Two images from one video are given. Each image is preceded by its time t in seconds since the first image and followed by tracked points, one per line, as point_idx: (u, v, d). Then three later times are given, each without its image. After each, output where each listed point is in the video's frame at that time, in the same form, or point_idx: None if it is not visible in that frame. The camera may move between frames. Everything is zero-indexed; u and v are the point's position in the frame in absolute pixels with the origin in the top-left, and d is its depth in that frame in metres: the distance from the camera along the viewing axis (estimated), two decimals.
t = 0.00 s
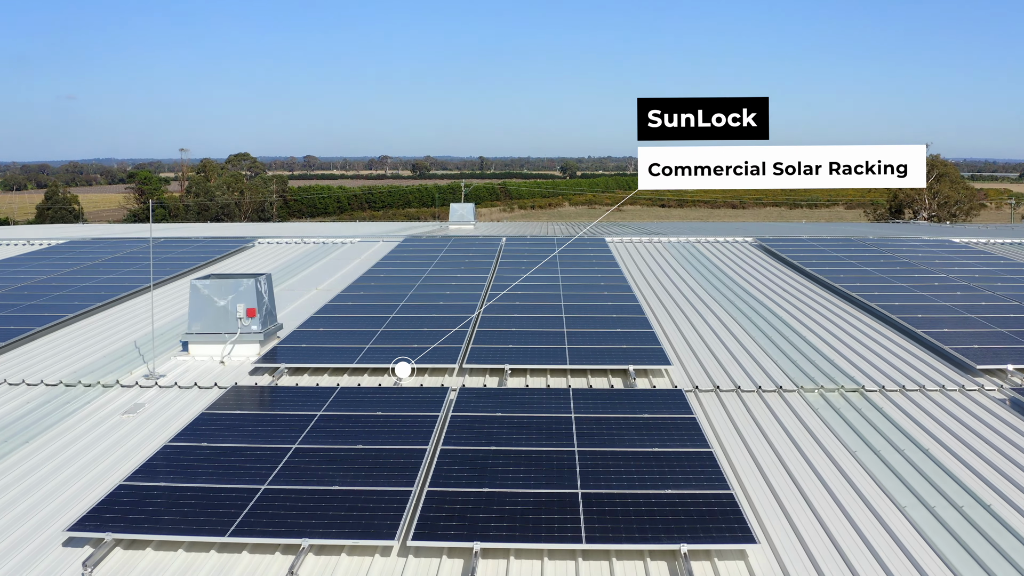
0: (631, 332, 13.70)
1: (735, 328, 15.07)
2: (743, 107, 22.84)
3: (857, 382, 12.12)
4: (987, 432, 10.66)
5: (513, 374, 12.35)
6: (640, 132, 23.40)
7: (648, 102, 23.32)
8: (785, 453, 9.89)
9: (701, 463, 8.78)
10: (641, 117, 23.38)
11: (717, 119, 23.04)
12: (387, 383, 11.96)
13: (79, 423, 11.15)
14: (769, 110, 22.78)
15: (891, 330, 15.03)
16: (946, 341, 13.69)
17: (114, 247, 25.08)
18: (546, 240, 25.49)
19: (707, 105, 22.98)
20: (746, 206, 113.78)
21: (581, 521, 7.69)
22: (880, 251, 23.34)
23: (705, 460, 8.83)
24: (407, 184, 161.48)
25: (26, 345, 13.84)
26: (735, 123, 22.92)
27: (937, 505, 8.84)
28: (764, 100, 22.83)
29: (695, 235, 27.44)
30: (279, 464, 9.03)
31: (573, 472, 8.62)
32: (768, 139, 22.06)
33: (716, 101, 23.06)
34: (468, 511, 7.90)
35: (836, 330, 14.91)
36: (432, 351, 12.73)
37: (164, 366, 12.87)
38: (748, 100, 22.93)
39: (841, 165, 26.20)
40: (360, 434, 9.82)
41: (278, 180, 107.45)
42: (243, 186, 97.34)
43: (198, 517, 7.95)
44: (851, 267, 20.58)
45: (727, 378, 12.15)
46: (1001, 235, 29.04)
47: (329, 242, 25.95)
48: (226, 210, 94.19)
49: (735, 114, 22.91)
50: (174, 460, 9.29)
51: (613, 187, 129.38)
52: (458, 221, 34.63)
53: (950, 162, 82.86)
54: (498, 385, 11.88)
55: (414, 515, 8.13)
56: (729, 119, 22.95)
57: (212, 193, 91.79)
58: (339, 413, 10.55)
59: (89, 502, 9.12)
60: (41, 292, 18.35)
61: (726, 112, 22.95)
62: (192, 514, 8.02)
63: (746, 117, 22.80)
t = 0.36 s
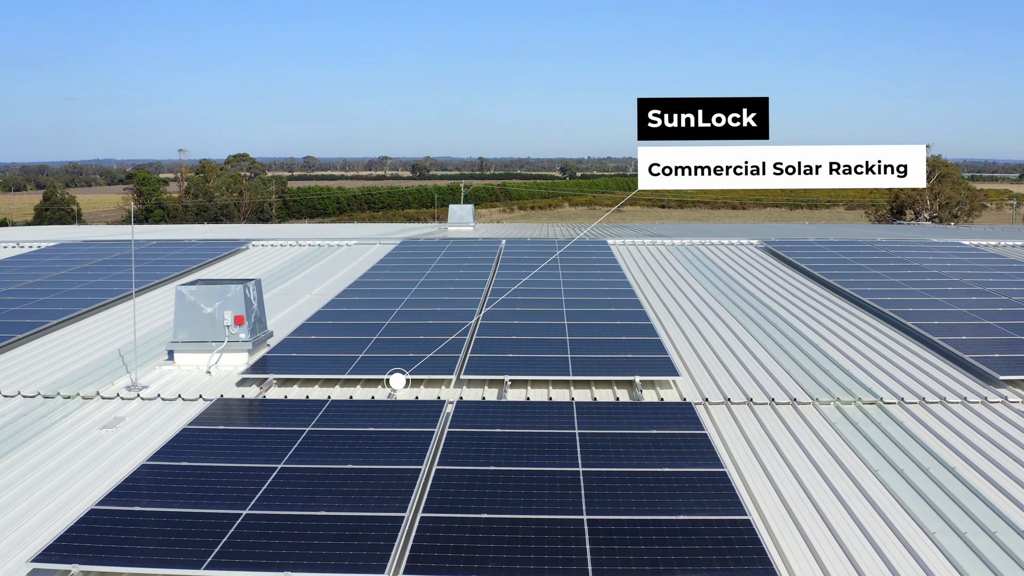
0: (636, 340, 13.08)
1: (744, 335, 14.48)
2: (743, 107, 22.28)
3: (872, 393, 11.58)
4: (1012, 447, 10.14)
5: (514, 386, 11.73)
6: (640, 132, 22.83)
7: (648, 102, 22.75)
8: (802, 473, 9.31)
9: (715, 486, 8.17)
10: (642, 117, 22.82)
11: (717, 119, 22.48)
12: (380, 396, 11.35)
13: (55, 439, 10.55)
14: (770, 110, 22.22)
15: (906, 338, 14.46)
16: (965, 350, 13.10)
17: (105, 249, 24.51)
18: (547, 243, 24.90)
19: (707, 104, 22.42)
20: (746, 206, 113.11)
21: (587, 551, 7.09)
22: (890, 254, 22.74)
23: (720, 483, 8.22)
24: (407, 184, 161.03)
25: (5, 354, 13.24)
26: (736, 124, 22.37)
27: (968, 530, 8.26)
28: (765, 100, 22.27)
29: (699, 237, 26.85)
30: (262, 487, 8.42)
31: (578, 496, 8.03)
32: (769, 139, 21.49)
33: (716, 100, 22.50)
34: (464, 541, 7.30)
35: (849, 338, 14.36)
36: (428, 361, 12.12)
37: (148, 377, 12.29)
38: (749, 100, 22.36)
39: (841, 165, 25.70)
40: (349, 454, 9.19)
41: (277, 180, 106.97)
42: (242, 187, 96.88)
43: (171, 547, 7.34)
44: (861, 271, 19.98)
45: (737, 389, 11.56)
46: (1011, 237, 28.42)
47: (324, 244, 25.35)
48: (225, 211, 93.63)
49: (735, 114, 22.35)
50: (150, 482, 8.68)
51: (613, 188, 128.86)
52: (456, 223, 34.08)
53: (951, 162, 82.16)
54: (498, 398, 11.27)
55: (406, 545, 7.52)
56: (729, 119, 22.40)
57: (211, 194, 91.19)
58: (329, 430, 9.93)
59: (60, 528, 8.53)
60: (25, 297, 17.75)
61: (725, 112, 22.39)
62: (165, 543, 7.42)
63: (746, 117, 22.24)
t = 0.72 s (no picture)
0: (641, 348, 12.46)
1: (752, 342, 13.91)
2: (743, 107, 21.72)
3: (892, 405, 11.01)
4: None
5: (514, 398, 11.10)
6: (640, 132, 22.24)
7: (648, 102, 22.17)
8: (823, 496, 8.76)
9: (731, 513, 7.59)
10: (642, 117, 22.24)
11: (717, 119, 21.90)
12: (373, 410, 10.71)
13: (28, 455, 9.96)
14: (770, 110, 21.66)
15: (921, 345, 13.90)
16: (986, 359, 12.51)
17: (96, 252, 23.94)
18: (548, 245, 24.32)
19: (707, 104, 21.83)
20: (746, 207, 112.39)
21: None
22: (899, 257, 22.14)
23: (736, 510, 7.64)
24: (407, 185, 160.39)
25: None
26: (735, 124, 21.80)
27: (1005, 561, 7.69)
28: (765, 99, 21.72)
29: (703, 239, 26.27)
30: (243, 513, 7.84)
31: (583, 524, 7.46)
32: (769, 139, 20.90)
33: (716, 100, 21.93)
34: None
35: (863, 346, 13.78)
36: (423, 372, 11.48)
37: (130, 389, 11.71)
38: (749, 99, 21.81)
39: (839, 165, 25.15)
40: (338, 475, 8.60)
41: (276, 181, 106.45)
42: (241, 188, 96.40)
43: None
44: (871, 274, 19.38)
45: (750, 402, 10.97)
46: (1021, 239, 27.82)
47: (319, 247, 24.72)
48: (225, 211, 93.00)
49: (735, 114, 21.78)
50: (123, 507, 8.08)
51: (614, 188, 128.33)
52: (456, 225, 33.51)
53: (952, 162, 81.47)
54: (497, 411, 10.64)
55: None
56: (729, 119, 21.83)
57: (210, 195, 90.55)
58: (316, 449, 9.31)
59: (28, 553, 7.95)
60: (8, 302, 17.17)
61: (725, 112, 21.81)
62: None
63: (746, 117, 21.67)
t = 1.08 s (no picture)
0: (647, 358, 11.87)
1: (763, 349, 13.32)
2: (743, 107, 21.16)
3: (913, 419, 10.41)
4: None
5: (515, 412, 10.46)
6: (639, 133, 21.68)
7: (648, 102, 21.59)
8: (845, 519, 8.19)
9: (750, 543, 7.02)
10: (642, 117, 21.67)
11: (716, 119, 21.35)
12: (365, 424, 10.11)
13: None
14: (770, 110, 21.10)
15: (938, 352, 13.30)
16: (1009, 370, 11.92)
17: (86, 254, 23.34)
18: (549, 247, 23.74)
19: (707, 104, 21.27)
20: (746, 207, 111.82)
21: None
22: (909, 260, 21.54)
23: (754, 539, 7.08)
24: (407, 185, 159.73)
25: None
26: (735, 124, 21.25)
27: None
28: (765, 99, 21.17)
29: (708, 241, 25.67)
30: (221, 542, 7.27)
31: (588, 555, 6.90)
32: (769, 139, 20.33)
33: (716, 100, 21.37)
34: None
35: (878, 353, 13.18)
36: (419, 384, 10.88)
37: (110, 401, 11.13)
38: (749, 99, 21.25)
39: (854, 166, 24.50)
40: (325, 499, 8.01)
41: (274, 181, 105.86)
42: (240, 189, 95.75)
43: None
44: (881, 279, 18.80)
45: (762, 415, 10.38)
46: None
47: (314, 249, 24.11)
48: (224, 212, 92.31)
49: (734, 114, 21.23)
50: (94, 534, 7.50)
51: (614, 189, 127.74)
52: (455, 227, 32.96)
53: (953, 163, 80.87)
54: (496, 426, 10.04)
55: None
56: (729, 119, 21.28)
57: (209, 196, 89.83)
58: (303, 469, 8.71)
59: None
60: None
61: (725, 112, 21.26)
62: None
63: (746, 117, 21.12)
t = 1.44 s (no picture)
0: (653, 368, 11.29)
1: (774, 357, 12.73)
2: (743, 107, 20.58)
3: (936, 434, 9.83)
4: None
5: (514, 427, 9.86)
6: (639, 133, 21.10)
7: (646, 102, 21.01)
8: (869, 545, 7.61)
9: None
10: (642, 117, 21.09)
11: (717, 119, 20.78)
12: (355, 441, 9.48)
13: None
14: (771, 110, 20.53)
15: (957, 361, 12.71)
16: None
17: (74, 257, 22.72)
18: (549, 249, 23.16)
19: (706, 103, 20.70)
20: (746, 207, 111.27)
21: None
22: (920, 262, 20.94)
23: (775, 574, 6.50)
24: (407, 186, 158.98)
25: None
26: (736, 124, 20.67)
27: None
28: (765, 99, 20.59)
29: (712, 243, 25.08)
30: None
31: None
32: (769, 140, 19.75)
33: (716, 99, 20.79)
34: None
35: (894, 362, 12.59)
36: (413, 397, 10.25)
37: (88, 415, 10.56)
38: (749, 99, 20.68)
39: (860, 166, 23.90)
40: (309, 526, 7.43)
41: (273, 181, 105.25)
42: (238, 189, 95.15)
43: None
44: (894, 282, 18.18)
45: (777, 430, 9.80)
46: None
47: (309, 251, 23.46)
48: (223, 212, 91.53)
49: (735, 114, 20.66)
50: (58, 566, 6.92)
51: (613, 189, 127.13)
52: (453, 228, 32.38)
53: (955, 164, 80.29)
54: (495, 443, 9.42)
55: None
56: (729, 119, 20.71)
57: (207, 196, 89.09)
58: (287, 492, 8.12)
59: None
60: None
61: (725, 112, 20.69)
62: None
63: (746, 117, 20.55)
